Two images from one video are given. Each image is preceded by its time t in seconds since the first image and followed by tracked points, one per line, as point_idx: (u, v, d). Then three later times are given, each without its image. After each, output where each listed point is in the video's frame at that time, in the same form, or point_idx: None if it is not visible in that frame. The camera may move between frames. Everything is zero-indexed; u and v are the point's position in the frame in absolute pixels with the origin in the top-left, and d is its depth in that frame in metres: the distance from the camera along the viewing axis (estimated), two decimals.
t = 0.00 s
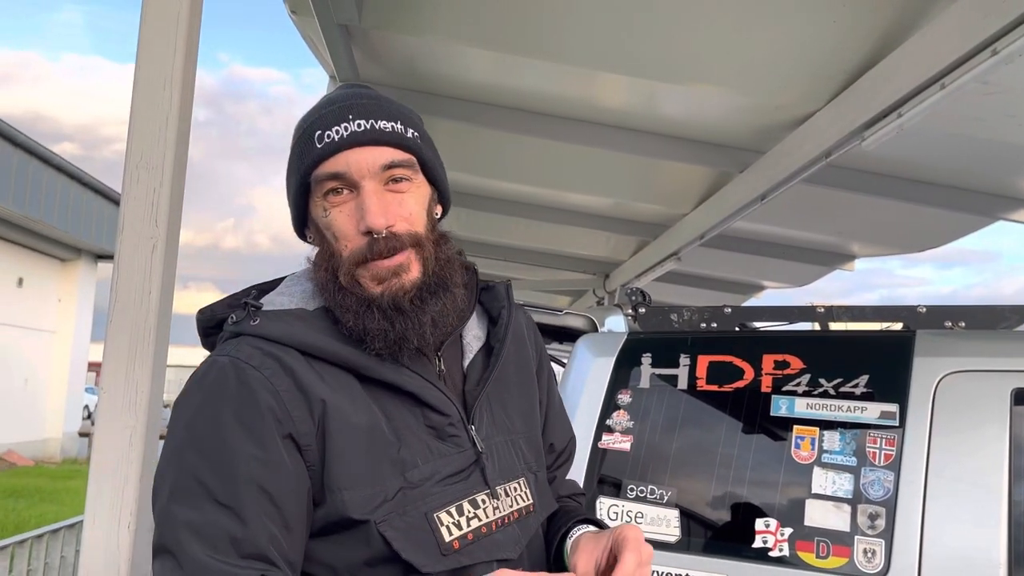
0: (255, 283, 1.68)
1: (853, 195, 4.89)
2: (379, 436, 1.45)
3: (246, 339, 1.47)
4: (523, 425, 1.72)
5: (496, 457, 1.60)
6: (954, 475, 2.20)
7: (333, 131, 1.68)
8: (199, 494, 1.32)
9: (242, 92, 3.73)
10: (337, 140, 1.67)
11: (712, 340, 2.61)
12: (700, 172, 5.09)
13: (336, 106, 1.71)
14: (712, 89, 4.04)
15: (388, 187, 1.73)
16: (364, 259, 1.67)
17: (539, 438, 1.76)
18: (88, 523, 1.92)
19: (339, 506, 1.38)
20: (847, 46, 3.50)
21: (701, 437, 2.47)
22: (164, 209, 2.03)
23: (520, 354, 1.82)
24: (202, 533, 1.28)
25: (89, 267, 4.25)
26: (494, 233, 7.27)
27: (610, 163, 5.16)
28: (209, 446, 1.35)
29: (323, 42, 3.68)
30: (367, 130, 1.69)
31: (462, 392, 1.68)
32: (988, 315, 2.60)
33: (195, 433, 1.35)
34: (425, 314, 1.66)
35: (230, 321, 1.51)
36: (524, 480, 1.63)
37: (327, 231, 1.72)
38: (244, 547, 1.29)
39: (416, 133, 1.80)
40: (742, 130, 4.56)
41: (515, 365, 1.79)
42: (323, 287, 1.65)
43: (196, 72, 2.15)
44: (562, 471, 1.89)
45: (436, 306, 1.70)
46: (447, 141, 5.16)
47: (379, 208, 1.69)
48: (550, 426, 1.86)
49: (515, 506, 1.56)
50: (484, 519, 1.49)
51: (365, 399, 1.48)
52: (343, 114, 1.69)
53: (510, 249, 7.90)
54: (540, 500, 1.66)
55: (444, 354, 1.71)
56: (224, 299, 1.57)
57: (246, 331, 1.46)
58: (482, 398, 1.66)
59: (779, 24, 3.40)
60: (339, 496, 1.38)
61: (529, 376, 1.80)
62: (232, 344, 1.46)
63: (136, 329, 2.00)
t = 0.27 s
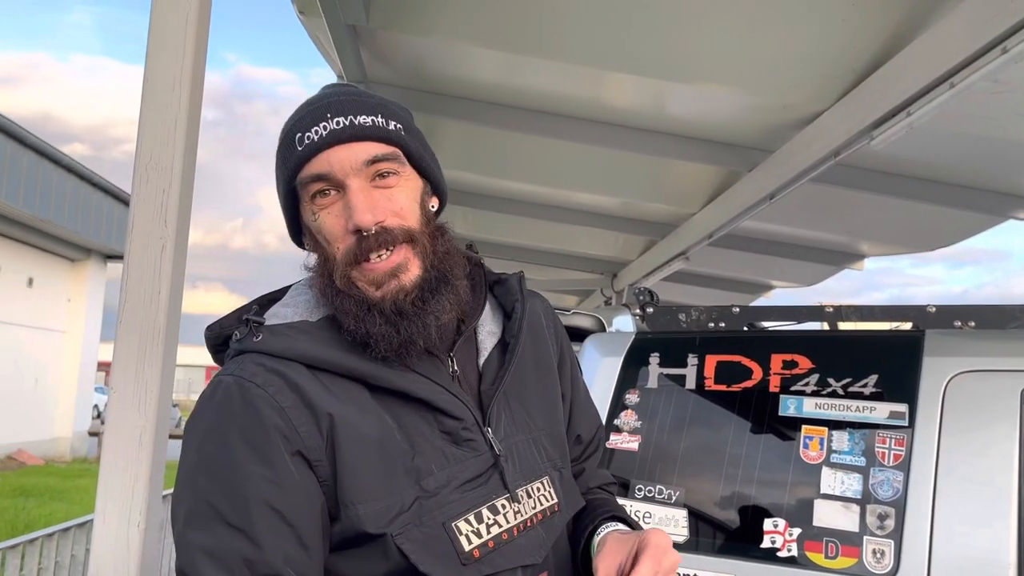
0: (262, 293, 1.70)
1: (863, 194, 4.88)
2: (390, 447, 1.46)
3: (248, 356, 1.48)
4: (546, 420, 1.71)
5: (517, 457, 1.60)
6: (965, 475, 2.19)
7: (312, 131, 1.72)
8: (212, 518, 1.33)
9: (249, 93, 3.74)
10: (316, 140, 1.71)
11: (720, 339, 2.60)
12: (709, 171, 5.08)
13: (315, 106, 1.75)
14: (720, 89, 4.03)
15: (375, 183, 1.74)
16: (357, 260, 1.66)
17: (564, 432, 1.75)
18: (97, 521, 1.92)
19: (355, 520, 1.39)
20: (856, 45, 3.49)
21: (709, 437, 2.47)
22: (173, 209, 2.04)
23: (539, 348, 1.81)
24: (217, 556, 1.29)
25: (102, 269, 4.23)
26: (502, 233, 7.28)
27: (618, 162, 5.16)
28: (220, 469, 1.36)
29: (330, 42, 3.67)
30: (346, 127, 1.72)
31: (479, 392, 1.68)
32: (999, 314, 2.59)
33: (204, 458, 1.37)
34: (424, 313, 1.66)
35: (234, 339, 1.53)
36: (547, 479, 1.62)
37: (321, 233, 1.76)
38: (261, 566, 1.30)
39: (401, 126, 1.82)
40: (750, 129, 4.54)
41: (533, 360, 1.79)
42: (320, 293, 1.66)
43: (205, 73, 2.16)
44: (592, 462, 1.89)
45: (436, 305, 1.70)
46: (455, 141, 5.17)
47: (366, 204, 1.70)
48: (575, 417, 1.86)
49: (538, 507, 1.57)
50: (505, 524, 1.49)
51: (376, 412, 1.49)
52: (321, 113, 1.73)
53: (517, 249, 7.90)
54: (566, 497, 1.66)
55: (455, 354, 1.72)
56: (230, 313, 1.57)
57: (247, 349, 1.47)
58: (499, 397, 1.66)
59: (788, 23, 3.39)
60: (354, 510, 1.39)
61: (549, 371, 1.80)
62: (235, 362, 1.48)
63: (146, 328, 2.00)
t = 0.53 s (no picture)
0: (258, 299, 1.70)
1: (872, 194, 4.86)
2: (386, 451, 1.45)
3: (242, 363, 1.48)
4: (547, 424, 1.71)
5: (516, 462, 1.59)
6: (974, 476, 2.18)
7: (315, 143, 1.69)
8: (208, 525, 1.34)
9: (258, 92, 3.75)
10: (318, 152, 1.68)
11: (728, 339, 2.60)
12: (717, 170, 5.07)
13: (319, 116, 1.71)
14: (729, 88, 4.02)
15: (377, 198, 1.72)
16: (355, 277, 1.65)
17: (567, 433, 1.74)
18: (107, 519, 1.94)
19: (350, 527, 1.38)
20: (865, 43, 3.48)
21: (717, 437, 2.47)
22: (183, 209, 2.05)
23: (541, 349, 1.80)
24: (212, 564, 1.30)
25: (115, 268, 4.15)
26: (510, 232, 7.28)
27: (626, 162, 5.15)
28: (214, 477, 1.36)
29: (338, 41, 3.67)
30: (350, 141, 1.69)
31: (477, 396, 1.68)
32: (1009, 314, 2.58)
33: (199, 466, 1.37)
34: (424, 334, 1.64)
35: (229, 346, 1.53)
36: (550, 482, 1.62)
37: (321, 245, 1.75)
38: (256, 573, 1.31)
39: (407, 138, 1.78)
40: (758, 128, 4.53)
41: (534, 361, 1.78)
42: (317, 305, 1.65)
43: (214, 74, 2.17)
44: (599, 464, 1.88)
45: (435, 325, 1.68)
46: (463, 141, 5.17)
47: (367, 222, 1.68)
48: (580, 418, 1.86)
49: (539, 511, 1.56)
50: (503, 528, 1.49)
51: (371, 416, 1.49)
52: (325, 124, 1.70)
53: (525, 248, 7.90)
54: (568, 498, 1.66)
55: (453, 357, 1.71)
56: (227, 322, 1.58)
57: (240, 355, 1.47)
58: (497, 400, 1.65)
59: (796, 22, 3.38)
60: (349, 517, 1.38)
61: (552, 373, 1.78)
62: (229, 370, 1.48)
63: (155, 327, 2.01)
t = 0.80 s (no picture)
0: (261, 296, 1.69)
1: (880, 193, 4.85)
2: (385, 447, 1.44)
3: (242, 357, 1.47)
4: (549, 426, 1.69)
5: (517, 462, 1.58)
6: (982, 476, 2.18)
7: (314, 134, 1.70)
8: (205, 520, 1.32)
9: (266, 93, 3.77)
10: (318, 143, 1.69)
11: (736, 338, 2.59)
12: (724, 169, 5.07)
13: (317, 107, 1.73)
14: (737, 87, 4.02)
15: (376, 188, 1.73)
16: (356, 265, 1.66)
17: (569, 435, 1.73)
18: (117, 516, 1.96)
19: (348, 522, 1.36)
20: (874, 42, 3.47)
21: (724, 436, 2.46)
22: (191, 208, 2.07)
23: (542, 353, 1.79)
24: (209, 559, 1.28)
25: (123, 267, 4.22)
26: (517, 231, 7.28)
27: (633, 161, 5.15)
28: (212, 470, 1.35)
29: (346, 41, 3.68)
30: (348, 130, 1.70)
31: (478, 395, 1.66)
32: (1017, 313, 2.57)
33: (197, 459, 1.36)
34: (423, 320, 1.64)
35: (229, 340, 1.52)
36: (551, 484, 1.60)
37: (322, 238, 1.75)
38: (251, 568, 1.28)
39: (405, 129, 1.80)
40: (766, 127, 4.53)
41: (535, 363, 1.77)
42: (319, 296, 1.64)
43: (222, 74, 2.19)
44: (601, 471, 1.86)
45: (434, 315, 1.68)
46: (470, 140, 5.17)
47: (367, 211, 1.69)
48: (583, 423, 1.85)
49: (540, 513, 1.54)
50: (503, 528, 1.47)
51: (371, 412, 1.47)
52: (324, 115, 1.71)
53: (532, 247, 7.90)
54: (569, 501, 1.64)
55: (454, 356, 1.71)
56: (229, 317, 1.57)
57: (240, 349, 1.47)
58: (498, 399, 1.64)
59: (805, 20, 3.38)
60: (347, 512, 1.36)
61: (553, 377, 1.77)
62: (229, 364, 1.47)
63: (164, 326, 2.03)
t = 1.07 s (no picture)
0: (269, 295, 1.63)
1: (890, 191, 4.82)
2: (388, 446, 1.37)
3: (249, 353, 1.41)
4: (556, 428, 1.61)
5: (522, 463, 1.51)
6: (992, 475, 2.17)
7: (321, 131, 1.61)
8: (207, 515, 1.28)
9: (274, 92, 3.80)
10: (324, 140, 1.60)
11: (745, 336, 2.59)
12: (734, 168, 5.06)
13: (326, 104, 1.64)
14: (746, 85, 4.01)
15: (384, 186, 1.64)
16: (361, 265, 1.57)
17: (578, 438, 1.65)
18: (129, 512, 2.03)
19: (348, 521, 1.30)
20: (884, 40, 3.46)
21: (732, 434, 2.46)
22: (203, 208, 2.12)
23: (552, 354, 1.69)
24: (210, 555, 1.24)
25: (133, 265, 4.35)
26: (525, 230, 7.29)
27: (642, 159, 5.15)
28: (215, 465, 1.30)
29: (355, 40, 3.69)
30: (356, 128, 1.61)
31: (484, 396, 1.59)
32: None
33: (201, 453, 1.32)
34: (430, 325, 1.54)
35: (236, 336, 1.46)
36: (556, 486, 1.53)
37: (328, 237, 1.66)
38: (252, 564, 1.24)
39: (415, 126, 1.70)
40: (775, 125, 4.52)
41: (544, 364, 1.67)
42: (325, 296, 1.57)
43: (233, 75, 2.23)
44: (609, 472, 1.79)
45: (442, 318, 1.59)
46: (478, 139, 5.18)
47: (374, 209, 1.60)
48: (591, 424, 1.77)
49: (543, 514, 1.47)
50: (504, 529, 1.40)
51: (375, 409, 1.41)
52: (331, 112, 1.62)
53: (541, 245, 7.91)
54: (575, 503, 1.57)
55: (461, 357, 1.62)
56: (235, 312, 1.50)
57: (246, 345, 1.41)
58: (505, 399, 1.56)
59: (816, 18, 3.36)
60: (347, 511, 1.31)
61: (561, 377, 1.68)
62: (235, 360, 1.42)
63: (176, 325, 2.10)
